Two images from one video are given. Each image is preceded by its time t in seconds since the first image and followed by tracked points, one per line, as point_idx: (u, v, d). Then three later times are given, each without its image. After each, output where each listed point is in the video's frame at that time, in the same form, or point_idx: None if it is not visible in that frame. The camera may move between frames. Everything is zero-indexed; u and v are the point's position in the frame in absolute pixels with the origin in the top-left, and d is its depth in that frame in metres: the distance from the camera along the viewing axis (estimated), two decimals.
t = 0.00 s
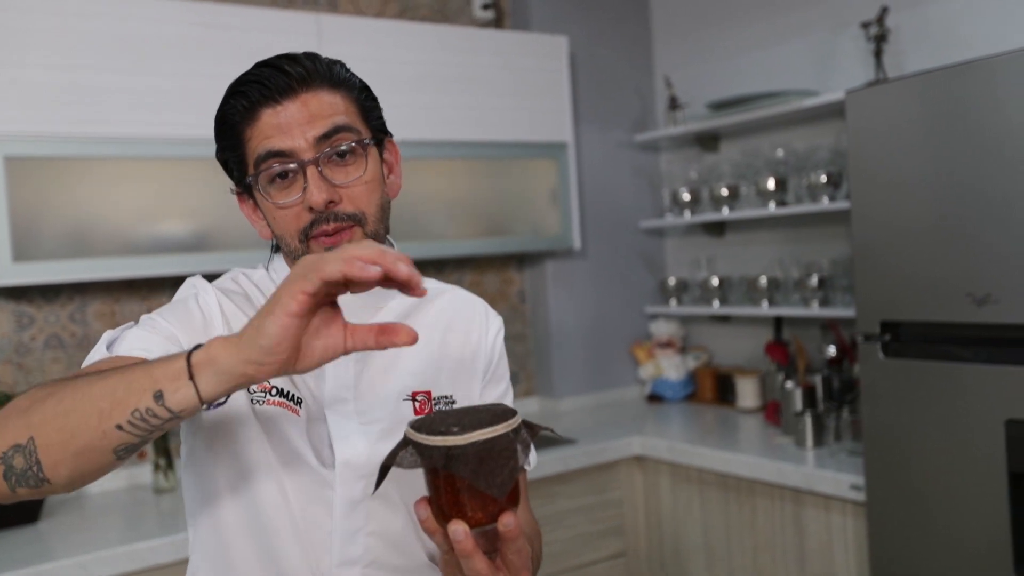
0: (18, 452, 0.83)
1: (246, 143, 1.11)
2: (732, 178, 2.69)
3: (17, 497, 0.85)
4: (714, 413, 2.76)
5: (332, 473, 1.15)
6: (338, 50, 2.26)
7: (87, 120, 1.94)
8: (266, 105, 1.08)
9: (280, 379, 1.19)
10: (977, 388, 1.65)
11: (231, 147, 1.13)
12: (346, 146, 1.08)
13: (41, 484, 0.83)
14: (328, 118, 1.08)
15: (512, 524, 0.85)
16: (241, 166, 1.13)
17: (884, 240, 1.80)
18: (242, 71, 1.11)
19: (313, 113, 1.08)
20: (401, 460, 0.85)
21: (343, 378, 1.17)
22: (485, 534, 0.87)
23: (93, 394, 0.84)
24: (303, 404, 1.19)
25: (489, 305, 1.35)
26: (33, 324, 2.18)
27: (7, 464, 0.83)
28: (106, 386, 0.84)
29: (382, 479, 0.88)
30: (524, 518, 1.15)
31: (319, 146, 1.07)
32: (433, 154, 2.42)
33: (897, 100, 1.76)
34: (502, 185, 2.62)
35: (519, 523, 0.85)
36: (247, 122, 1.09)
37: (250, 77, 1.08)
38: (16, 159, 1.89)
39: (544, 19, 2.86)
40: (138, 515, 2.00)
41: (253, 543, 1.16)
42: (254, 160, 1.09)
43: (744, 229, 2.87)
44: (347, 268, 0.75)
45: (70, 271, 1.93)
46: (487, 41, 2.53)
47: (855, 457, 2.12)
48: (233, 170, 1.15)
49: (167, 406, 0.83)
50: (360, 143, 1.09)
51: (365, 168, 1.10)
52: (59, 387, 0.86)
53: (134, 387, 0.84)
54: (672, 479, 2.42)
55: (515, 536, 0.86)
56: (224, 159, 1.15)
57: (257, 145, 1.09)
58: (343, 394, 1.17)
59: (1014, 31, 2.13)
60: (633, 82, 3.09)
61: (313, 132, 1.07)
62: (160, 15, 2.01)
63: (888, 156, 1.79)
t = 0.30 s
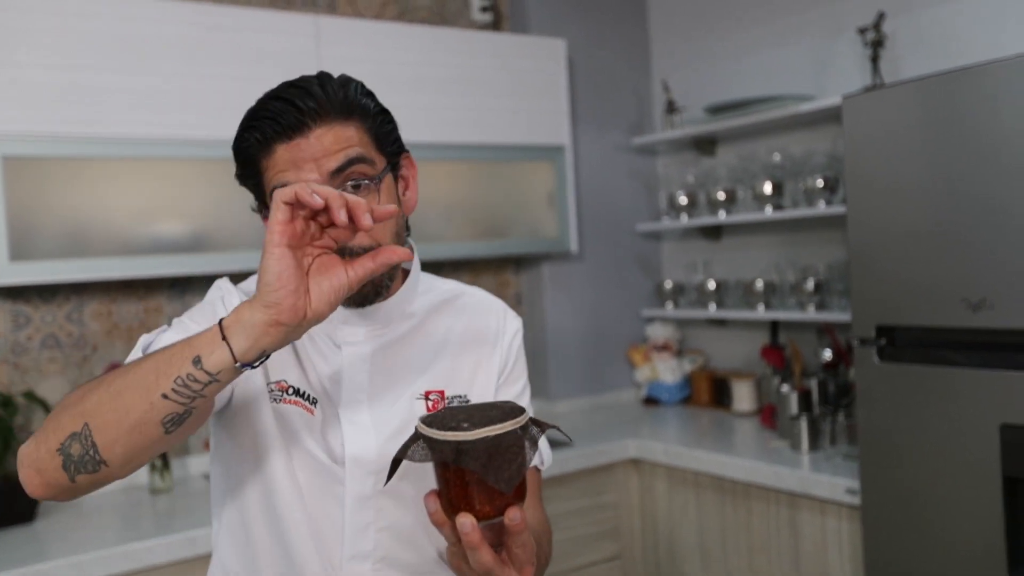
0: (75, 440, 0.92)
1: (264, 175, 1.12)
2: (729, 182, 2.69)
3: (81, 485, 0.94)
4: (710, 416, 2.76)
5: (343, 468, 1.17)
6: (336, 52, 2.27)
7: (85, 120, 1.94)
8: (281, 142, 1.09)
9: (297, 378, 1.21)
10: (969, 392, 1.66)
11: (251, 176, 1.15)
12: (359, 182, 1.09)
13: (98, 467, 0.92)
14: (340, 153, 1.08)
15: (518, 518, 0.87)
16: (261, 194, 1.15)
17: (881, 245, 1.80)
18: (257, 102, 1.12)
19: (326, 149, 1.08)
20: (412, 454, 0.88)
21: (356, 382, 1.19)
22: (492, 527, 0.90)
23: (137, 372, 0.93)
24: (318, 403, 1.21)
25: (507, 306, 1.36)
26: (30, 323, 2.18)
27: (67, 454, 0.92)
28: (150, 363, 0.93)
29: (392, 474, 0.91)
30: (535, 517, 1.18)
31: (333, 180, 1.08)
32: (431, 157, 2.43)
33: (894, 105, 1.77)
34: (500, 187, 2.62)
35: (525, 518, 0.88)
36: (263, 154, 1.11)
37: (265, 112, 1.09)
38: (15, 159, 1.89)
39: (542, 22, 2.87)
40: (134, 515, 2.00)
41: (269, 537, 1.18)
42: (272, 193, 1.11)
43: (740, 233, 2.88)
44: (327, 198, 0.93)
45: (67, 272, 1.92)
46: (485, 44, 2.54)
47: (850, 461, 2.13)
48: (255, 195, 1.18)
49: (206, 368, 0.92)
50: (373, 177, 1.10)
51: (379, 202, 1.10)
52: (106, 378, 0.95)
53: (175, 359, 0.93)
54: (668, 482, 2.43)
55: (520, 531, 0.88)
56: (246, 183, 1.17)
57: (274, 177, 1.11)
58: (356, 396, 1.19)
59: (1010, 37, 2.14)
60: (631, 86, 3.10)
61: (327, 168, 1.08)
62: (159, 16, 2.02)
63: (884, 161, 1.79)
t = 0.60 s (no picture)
0: (61, 451, 0.94)
1: (287, 171, 1.12)
2: (734, 182, 2.69)
3: (76, 491, 0.97)
4: (715, 416, 2.76)
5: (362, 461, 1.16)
6: (341, 52, 2.27)
7: (90, 120, 1.95)
8: (304, 138, 1.09)
9: (314, 375, 1.21)
10: (971, 393, 1.66)
11: (273, 173, 1.15)
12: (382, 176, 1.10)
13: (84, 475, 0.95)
14: (363, 147, 1.09)
15: (523, 511, 0.86)
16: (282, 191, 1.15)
17: (887, 244, 1.80)
18: (279, 99, 1.12)
19: (349, 143, 1.08)
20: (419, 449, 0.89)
21: (375, 374, 1.20)
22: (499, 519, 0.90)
23: (105, 386, 0.94)
24: (336, 398, 1.20)
25: (525, 300, 1.34)
26: (35, 323, 2.18)
27: (58, 464, 0.95)
28: (116, 375, 0.94)
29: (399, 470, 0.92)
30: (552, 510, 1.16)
31: (356, 175, 1.09)
32: (435, 157, 2.43)
33: (901, 105, 1.77)
34: (505, 187, 2.62)
35: (531, 510, 0.86)
36: (286, 151, 1.11)
37: (288, 109, 1.10)
38: (20, 159, 1.89)
39: (547, 22, 2.87)
40: (140, 515, 2.01)
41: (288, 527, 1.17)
42: (294, 188, 1.11)
43: (746, 233, 2.87)
44: (269, 201, 0.93)
45: (71, 272, 1.93)
46: (490, 44, 2.54)
47: (856, 461, 2.13)
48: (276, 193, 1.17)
49: (163, 378, 0.92)
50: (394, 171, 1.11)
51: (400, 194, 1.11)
52: (87, 390, 0.97)
53: (135, 370, 0.93)
54: (673, 482, 2.42)
55: (527, 523, 0.87)
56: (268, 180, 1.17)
57: (297, 173, 1.10)
58: (374, 388, 1.19)
59: (1016, 37, 2.13)
60: (636, 86, 3.09)
61: (350, 163, 1.08)
62: (165, 16, 2.02)
63: (890, 160, 1.79)
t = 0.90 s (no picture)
0: (182, 544, 1.05)
1: (282, 163, 1.12)
2: (732, 181, 2.69)
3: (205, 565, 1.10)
4: (711, 416, 2.76)
5: (362, 461, 1.15)
6: (341, 49, 2.26)
7: (89, 115, 1.94)
8: (297, 126, 1.09)
9: (313, 376, 1.21)
10: (970, 394, 1.66)
11: (269, 167, 1.15)
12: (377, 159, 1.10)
13: (210, 548, 1.07)
14: (358, 132, 1.09)
15: (530, 503, 0.87)
16: (279, 183, 1.15)
17: (886, 246, 1.80)
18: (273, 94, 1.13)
19: (344, 128, 1.09)
20: (426, 440, 0.89)
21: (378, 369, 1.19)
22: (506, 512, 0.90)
23: (184, 475, 1.02)
24: (337, 396, 1.20)
25: (529, 294, 1.34)
26: (33, 318, 2.18)
27: (183, 555, 1.06)
28: (190, 462, 1.01)
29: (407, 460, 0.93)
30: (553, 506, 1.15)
31: (352, 160, 1.09)
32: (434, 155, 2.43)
33: (900, 106, 1.77)
34: (504, 186, 2.62)
35: (538, 503, 0.87)
36: (281, 142, 1.11)
37: (280, 100, 1.10)
38: (18, 153, 1.89)
39: (547, 21, 2.86)
40: (136, 510, 2.01)
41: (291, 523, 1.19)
42: (290, 178, 1.11)
43: (744, 233, 2.87)
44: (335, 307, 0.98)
45: (69, 266, 1.92)
46: (490, 42, 2.54)
47: (852, 461, 2.13)
48: (274, 187, 1.17)
49: (240, 443, 1.01)
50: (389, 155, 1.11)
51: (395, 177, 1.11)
52: (165, 479, 1.04)
53: (209, 449, 1.00)
54: (669, 481, 2.42)
55: (533, 516, 0.87)
56: (264, 175, 1.16)
57: (293, 162, 1.10)
58: (376, 382, 1.19)
59: (1015, 39, 2.13)
60: (635, 85, 3.09)
61: (343, 147, 1.08)
62: (164, 12, 2.02)
63: (889, 162, 1.79)
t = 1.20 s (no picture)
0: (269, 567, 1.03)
1: (264, 172, 1.10)
2: (732, 181, 2.69)
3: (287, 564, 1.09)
4: (710, 415, 2.76)
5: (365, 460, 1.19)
6: (340, 47, 2.26)
7: (88, 112, 1.94)
8: (277, 136, 1.06)
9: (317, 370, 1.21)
10: (971, 395, 1.66)
11: (252, 177, 1.13)
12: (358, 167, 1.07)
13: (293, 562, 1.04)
14: (337, 140, 1.06)
15: (531, 515, 0.87)
16: (262, 193, 1.13)
17: (885, 245, 1.80)
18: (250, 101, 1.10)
19: (323, 137, 1.06)
20: (429, 451, 0.90)
21: (377, 367, 1.19)
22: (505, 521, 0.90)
23: (264, 527, 0.95)
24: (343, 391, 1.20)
25: (525, 283, 1.33)
26: (31, 316, 2.17)
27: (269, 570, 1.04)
28: (275, 516, 0.95)
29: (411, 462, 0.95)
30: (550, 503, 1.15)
31: (333, 169, 1.06)
32: (433, 154, 2.42)
33: (900, 105, 1.76)
34: (503, 184, 2.62)
35: (538, 514, 0.88)
36: (262, 152, 1.09)
37: (258, 109, 1.07)
38: (16, 150, 1.88)
39: (547, 20, 2.86)
40: (135, 508, 2.00)
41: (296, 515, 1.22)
42: (273, 188, 1.09)
43: (743, 233, 2.87)
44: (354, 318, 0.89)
45: (67, 263, 1.92)
46: (490, 40, 2.53)
47: (851, 461, 2.13)
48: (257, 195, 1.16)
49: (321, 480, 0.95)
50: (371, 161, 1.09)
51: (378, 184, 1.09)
52: (239, 530, 0.97)
53: (295, 501, 0.94)
54: (668, 481, 2.42)
55: (534, 527, 0.88)
56: (248, 184, 1.14)
57: (274, 173, 1.08)
58: (375, 380, 1.18)
59: (1016, 38, 2.13)
60: (635, 84, 3.09)
61: (323, 155, 1.06)
62: (164, 10, 2.01)
63: (890, 161, 1.79)
